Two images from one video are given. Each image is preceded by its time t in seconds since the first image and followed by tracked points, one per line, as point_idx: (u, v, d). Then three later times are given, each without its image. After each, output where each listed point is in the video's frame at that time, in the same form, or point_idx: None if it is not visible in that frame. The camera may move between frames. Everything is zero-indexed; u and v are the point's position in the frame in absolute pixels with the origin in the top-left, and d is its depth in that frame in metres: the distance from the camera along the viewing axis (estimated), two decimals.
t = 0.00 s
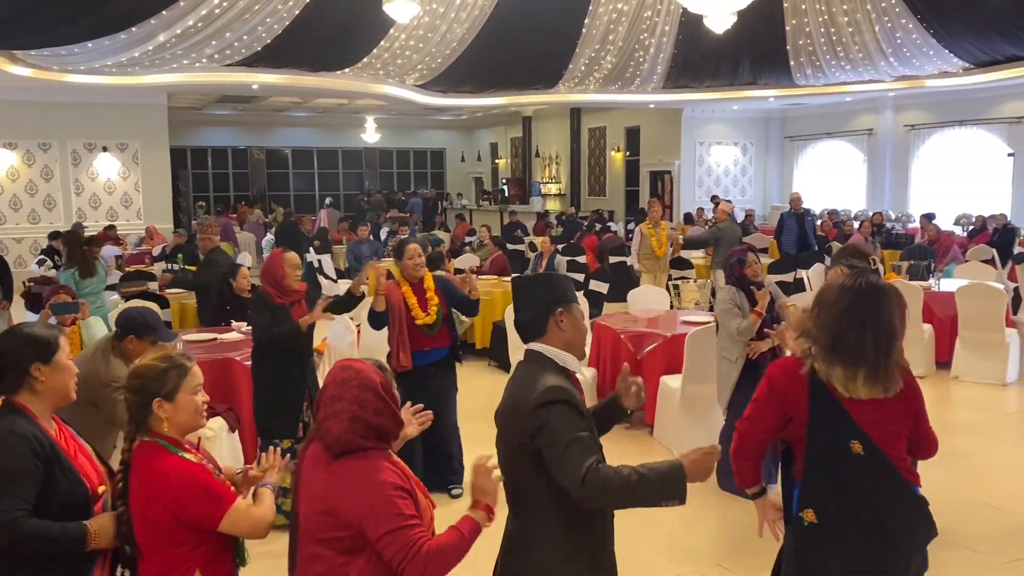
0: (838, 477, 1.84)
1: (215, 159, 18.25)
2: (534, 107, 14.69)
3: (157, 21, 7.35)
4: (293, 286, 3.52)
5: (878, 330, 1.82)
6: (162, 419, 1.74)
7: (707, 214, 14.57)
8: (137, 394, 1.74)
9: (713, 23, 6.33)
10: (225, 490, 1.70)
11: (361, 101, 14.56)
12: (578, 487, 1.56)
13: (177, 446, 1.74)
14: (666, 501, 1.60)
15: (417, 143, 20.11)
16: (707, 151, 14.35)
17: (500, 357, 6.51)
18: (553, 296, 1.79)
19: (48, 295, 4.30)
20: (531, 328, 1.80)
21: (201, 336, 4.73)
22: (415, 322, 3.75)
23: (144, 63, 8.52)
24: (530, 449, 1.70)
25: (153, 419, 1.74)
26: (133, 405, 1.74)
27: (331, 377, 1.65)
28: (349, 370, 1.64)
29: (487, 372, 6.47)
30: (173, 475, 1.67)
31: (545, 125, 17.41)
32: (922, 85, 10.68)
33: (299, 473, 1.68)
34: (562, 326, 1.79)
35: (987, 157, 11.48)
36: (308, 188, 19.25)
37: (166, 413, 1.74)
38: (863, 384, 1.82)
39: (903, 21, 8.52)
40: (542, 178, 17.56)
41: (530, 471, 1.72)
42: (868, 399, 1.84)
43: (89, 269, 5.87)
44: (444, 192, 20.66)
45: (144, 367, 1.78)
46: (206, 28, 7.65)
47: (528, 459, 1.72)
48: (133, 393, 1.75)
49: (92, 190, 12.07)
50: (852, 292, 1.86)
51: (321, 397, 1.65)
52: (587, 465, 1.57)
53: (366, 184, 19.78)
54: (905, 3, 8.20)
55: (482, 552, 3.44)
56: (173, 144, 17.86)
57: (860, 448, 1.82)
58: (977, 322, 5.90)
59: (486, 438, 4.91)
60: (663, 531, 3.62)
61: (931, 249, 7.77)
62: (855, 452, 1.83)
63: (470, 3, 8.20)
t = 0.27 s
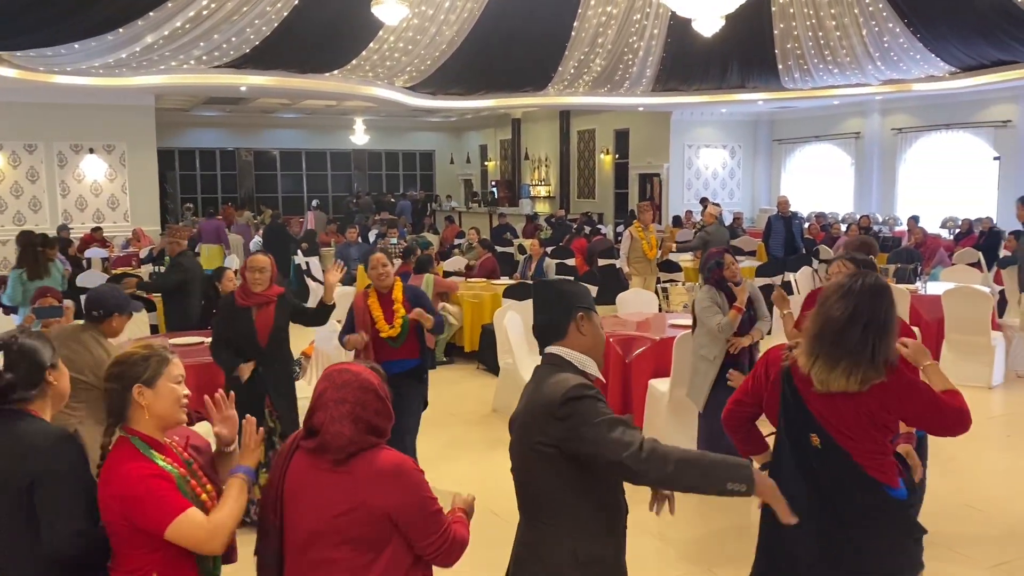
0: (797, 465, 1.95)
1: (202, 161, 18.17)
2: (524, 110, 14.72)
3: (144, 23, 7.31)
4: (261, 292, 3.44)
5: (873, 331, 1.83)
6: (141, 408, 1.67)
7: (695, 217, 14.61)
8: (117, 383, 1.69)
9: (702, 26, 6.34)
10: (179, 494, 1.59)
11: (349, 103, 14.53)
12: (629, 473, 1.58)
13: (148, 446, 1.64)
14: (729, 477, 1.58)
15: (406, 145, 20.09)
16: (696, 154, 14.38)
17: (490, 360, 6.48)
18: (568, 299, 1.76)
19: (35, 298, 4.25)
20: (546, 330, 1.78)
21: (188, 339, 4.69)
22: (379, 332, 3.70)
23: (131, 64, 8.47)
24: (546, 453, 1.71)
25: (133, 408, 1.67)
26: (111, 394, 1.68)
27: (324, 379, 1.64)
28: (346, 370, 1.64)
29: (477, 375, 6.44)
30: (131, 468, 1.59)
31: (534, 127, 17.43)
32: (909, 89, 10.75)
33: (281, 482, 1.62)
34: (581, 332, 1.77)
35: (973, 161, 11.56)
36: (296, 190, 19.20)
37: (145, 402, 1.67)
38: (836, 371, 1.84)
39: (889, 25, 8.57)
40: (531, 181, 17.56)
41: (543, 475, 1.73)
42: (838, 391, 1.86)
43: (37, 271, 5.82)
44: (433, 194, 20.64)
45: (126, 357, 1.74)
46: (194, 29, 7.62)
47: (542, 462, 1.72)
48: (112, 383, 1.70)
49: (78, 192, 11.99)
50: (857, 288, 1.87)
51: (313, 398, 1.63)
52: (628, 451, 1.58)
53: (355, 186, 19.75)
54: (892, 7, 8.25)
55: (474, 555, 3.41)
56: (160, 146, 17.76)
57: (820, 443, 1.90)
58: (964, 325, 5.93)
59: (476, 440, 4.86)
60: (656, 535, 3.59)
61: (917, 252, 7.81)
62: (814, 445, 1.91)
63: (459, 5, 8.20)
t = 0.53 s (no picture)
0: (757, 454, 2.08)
1: (195, 163, 18.11)
2: (517, 113, 14.72)
3: (136, 25, 7.29)
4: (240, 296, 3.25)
5: (852, 334, 1.84)
6: (132, 421, 1.69)
7: (688, 221, 14.62)
8: (108, 396, 1.70)
9: (695, 31, 6.34)
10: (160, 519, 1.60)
11: (342, 106, 14.51)
12: (704, 486, 1.56)
13: (137, 461, 1.65)
14: (796, 449, 1.62)
15: (399, 148, 20.07)
16: (689, 157, 14.40)
17: (483, 364, 6.46)
18: (623, 331, 1.76)
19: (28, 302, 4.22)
20: (589, 356, 1.76)
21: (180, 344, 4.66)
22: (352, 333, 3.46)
23: (123, 66, 8.44)
24: (607, 485, 1.67)
25: (124, 422, 1.69)
26: (102, 408, 1.69)
27: (320, 393, 1.64)
28: (347, 379, 1.65)
29: (470, 380, 6.43)
30: (112, 492, 1.59)
31: (528, 130, 17.43)
32: (902, 94, 10.78)
33: (282, 504, 1.58)
34: (624, 365, 1.76)
35: (964, 165, 11.60)
36: (289, 192, 19.16)
37: (136, 416, 1.69)
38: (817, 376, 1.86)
39: (881, 30, 8.60)
40: (524, 184, 17.56)
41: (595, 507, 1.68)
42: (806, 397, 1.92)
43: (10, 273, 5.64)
44: (426, 197, 20.62)
45: (113, 370, 1.75)
46: (187, 32, 7.59)
47: (592, 489, 1.67)
48: (102, 397, 1.71)
49: (69, 194, 11.94)
50: (845, 292, 1.88)
51: (309, 411, 1.64)
52: (695, 463, 1.56)
53: (347, 189, 19.72)
54: (884, 11, 8.28)
55: (468, 561, 3.39)
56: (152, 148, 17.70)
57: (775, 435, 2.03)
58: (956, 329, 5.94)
59: (469, 446, 4.84)
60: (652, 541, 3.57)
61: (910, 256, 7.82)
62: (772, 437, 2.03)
63: (453, 9, 8.20)
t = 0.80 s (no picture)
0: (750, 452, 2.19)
1: (192, 166, 18.10)
2: (515, 118, 14.74)
3: (135, 29, 7.29)
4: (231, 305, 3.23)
5: (852, 340, 1.99)
6: (135, 428, 1.70)
7: (686, 225, 14.64)
8: (112, 401, 1.70)
9: (693, 36, 6.35)
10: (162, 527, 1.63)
11: (341, 110, 14.51)
12: (751, 525, 1.68)
13: (138, 468, 1.67)
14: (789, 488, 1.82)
15: (397, 152, 20.08)
16: (687, 162, 14.42)
17: (480, 369, 6.46)
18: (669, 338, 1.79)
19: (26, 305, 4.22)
20: (638, 358, 1.77)
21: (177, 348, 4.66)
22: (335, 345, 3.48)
23: (121, 70, 8.44)
24: (668, 493, 1.68)
25: (126, 428, 1.69)
26: (105, 412, 1.69)
27: (354, 389, 1.65)
28: (378, 374, 1.67)
29: (467, 384, 6.43)
30: (111, 506, 1.59)
31: (526, 135, 17.45)
32: (899, 100, 10.80)
33: (342, 501, 1.58)
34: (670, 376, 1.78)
35: (961, 171, 11.63)
36: (287, 196, 19.15)
37: (139, 422, 1.70)
38: (817, 390, 1.97)
39: (879, 36, 8.63)
40: (522, 188, 17.58)
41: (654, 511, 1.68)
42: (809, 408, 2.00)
43: None
44: (424, 201, 20.62)
45: (116, 375, 1.75)
46: (185, 36, 7.59)
47: (652, 495, 1.67)
48: (105, 400, 1.70)
49: (67, 198, 11.94)
50: (833, 305, 2.02)
51: (342, 406, 1.65)
52: (762, 498, 1.69)
53: (345, 192, 19.72)
54: (882, 18, 8.31)
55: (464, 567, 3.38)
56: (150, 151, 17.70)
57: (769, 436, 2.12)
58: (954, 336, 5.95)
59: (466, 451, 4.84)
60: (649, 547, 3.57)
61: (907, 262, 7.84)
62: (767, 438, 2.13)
63: (452, 13, 8.21)
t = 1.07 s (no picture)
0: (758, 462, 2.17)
1: (197, 169, 18.13)
2: (518, 123, 14.76)
3: (141, 33, 7.31)
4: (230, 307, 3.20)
5: (849, 346, 1.97)
6: (156, 430, 1.70)
7: (689, 230, 14.63)
8: (131, 401, 1.70)
9: (699, 42, 6.35)
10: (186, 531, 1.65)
11: (345, 114, 14.54)
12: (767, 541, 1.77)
13: (158, 468, 1.67)
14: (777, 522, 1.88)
15: (401, 156, 20.11)
16: (691, 167, 14.42)
17: (483, 374, 6.47)
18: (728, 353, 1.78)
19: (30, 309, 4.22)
20: (683, 368, 1.76)
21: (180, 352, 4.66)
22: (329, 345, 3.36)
23: (127, 74, 8.47)
24: (732, 507, 1.68)
25: (147, 428, 1.69)
26: (126, 413, 1.69)
27: (399, 401, 1.67)
28: (416, 388, 1.69)
29: (470, 389, 6.43)
30: (137, 500, 1.59)
31: (530, 139, 17.47)
32: (903, 106, 10.80)
33: (394, 506, 1.59)
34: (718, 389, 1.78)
35: (966, 177, 11.61)
36: (291, 199, 19.19)
37: (160, 423, 1.70)
38: (817, 405, 1.97)
39: (884, 42, 8.62)
40: (526, 193, 17.59)
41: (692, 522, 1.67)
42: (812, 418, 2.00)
43: None
44: (428, 205, 20.64)
45: (136, 377, 1.74)
46: (191, 40, 7.61)
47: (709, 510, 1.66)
48: (125, 402, 1.70)
49: (72, 201, 11.98)
50: (825, 318, 2.01)
51: (383, 414, 1.67)
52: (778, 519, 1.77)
53: (350, 196, 19.75)
54: (887, 23, 8.31)
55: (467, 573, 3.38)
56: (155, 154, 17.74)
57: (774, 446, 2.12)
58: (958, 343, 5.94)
59: (470, 456, 4.84)
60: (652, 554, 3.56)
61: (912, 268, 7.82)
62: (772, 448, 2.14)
63: (456, 17, 8.23)
